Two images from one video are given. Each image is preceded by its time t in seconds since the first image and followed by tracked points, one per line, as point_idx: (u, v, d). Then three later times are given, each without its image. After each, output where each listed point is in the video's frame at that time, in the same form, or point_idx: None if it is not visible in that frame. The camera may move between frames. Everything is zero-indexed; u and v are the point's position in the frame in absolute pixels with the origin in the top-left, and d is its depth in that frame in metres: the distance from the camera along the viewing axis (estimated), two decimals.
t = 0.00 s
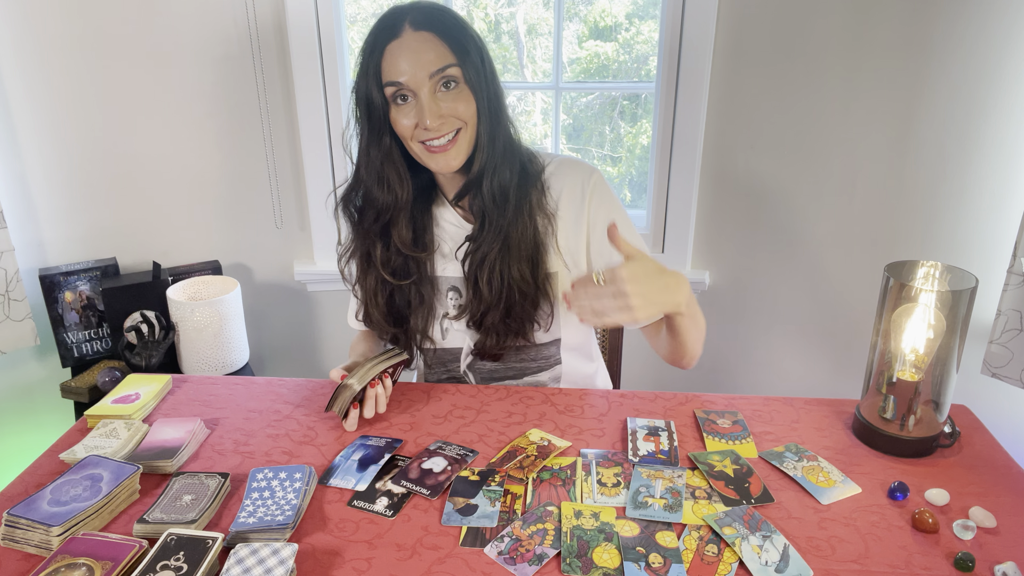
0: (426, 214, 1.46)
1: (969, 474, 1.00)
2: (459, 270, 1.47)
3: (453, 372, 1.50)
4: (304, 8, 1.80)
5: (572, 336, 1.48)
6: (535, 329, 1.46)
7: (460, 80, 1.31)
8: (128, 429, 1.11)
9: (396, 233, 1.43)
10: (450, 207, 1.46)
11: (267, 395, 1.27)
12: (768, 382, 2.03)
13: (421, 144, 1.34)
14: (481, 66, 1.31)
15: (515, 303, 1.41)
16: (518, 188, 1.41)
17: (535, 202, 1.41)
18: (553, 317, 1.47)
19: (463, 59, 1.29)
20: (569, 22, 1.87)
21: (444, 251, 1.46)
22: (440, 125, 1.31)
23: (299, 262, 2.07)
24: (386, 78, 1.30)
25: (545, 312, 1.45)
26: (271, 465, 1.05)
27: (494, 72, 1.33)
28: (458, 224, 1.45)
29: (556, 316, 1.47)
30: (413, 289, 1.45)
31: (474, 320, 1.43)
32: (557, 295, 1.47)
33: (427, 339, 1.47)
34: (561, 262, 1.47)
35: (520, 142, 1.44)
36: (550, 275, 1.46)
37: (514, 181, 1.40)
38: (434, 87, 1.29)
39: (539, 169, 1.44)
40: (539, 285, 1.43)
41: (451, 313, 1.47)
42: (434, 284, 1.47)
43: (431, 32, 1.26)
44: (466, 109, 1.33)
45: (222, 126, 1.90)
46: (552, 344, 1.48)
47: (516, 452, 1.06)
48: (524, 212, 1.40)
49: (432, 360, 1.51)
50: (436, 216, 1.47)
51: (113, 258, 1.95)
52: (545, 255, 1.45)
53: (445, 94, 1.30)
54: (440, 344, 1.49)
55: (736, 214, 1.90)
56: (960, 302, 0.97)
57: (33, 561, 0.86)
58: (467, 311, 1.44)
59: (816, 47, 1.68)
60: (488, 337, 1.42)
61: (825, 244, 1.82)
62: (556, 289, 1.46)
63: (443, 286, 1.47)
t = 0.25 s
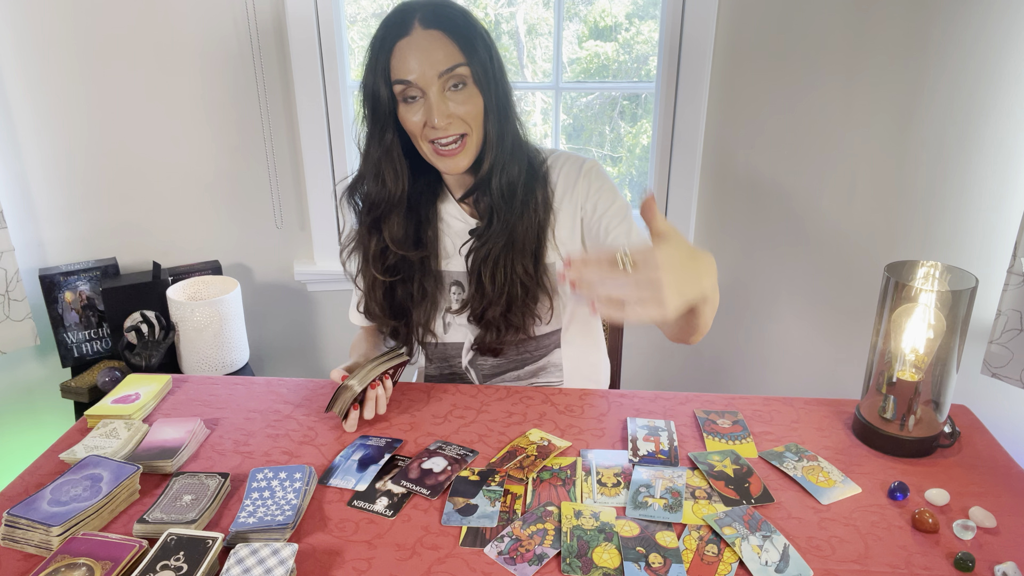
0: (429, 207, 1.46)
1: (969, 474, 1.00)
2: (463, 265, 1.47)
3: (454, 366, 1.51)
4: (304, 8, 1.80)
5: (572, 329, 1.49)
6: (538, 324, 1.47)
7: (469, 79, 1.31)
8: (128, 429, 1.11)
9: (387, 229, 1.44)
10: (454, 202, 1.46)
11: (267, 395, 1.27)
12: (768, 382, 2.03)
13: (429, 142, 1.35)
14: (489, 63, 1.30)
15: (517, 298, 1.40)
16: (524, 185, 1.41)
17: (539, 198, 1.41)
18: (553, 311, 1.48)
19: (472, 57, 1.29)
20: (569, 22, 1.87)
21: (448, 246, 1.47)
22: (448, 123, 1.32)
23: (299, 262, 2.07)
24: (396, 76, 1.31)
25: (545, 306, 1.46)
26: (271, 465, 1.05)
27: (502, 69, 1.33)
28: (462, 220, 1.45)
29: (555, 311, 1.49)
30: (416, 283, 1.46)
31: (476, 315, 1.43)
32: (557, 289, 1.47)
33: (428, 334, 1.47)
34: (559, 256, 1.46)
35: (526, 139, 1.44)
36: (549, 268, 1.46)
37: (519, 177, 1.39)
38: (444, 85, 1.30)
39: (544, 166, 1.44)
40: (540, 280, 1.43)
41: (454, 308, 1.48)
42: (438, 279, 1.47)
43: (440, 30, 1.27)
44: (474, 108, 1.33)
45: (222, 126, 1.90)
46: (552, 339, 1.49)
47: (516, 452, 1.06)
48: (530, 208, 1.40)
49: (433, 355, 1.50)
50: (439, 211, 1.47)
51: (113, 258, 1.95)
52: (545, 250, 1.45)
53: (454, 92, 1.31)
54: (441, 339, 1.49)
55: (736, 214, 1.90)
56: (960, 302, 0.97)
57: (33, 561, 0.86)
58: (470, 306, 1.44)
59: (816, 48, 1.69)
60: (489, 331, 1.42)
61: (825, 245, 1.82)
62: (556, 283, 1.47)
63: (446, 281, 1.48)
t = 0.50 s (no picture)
0: (428, 206, 1.47)
1: (969, 474, 1.00)
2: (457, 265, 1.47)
3: (448, 364, 1.52)
4: (304, 8, 1.80)
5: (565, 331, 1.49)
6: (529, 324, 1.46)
7: (464, 93, 1.28)
8: (128, 429, 1.11)
9: (399, 234, 1.44)
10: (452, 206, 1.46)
11: (267, 395, 1.27)
12: (768, 382, 2.03)
13: (425, 154, 1.34)
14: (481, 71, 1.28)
15: (509, 298, 1.40)
16: (519, 187, 1.39)
17: (534, 199, 1.40)
18: (546, 313, 1.46)
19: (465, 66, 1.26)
20: (569, 22, 1.87)
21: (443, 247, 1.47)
22: (444, 138, 1.29)
23: (299, 262, 2.07)
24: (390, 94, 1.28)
25: (538, 308, 1.45)
26: (271, 465, 1.05)
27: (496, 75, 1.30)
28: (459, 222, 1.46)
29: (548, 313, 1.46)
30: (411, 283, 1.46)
31: (468, 314, 1.43)
32: (551, 292, 1.45)
33: (424, 332, 1.49)
34: (555, 258, 1.43)
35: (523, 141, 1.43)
36: (544, 271, 1.43)
37: (515, 177, 1.38)
38: (438, 102, 1.26)
39: (539, 165, 1.43)
40: (535, 282, 1.41)
41: (448, 308, 1.48)
42: (433, 278, 1.47)
43: (432, 43, 1.24)
44: (470, 119, 1.31)
45: (222, 126, 1.90)
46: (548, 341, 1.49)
47: (516, 452, 1.06)
48: (524, 209, 1.39)
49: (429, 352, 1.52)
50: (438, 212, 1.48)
51: (113, 258, 1.95)
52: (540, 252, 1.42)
53: (447, 107, 1.28)
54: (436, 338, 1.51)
55: (736, 213, 1.90)
56: (960, 302, 0.97)
57: (33, 561, 0.86)
58: (462, 306, 1.45)
59: (816, 48, 1.69)
60: (481, 330, 1.42)
61: (825, 245, 1.82)
62: (551, 286, 1.44)
63: (441, 280, 1.48)
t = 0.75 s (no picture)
0: (430, 209, 1.48)
1: (969, 474, 1.00)
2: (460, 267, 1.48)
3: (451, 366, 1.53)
4: (304, 8, 1.80)
5: (569, 340, 1.49)
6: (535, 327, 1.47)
7: (450, 100, 1.26)
8: (128, 429, 1.11)
9: (378, 241, 1.44)
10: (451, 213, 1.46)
11: (268, 395, 1.27)
12: (768, 382, 2.03)
13: (416, 158, 1.34)
14: (470, 78, 1.26)
15: (514, 303, 1.39)
16: (521, 189, 1.37)
17: (537, 202, 1.38)
18: (552, 317, 1.47)
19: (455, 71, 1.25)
20: (569, 22, 1.87)
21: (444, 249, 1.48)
22: (431, 144, 1.29)
23: (299, 262, 2.07)
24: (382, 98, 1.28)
25: (544, 312, 1.46)
26: (271, 465, 1.05)
27: (490, 82, 1.28)
28: (462, 224, 1.46)
29: (555, 317, 1.48)
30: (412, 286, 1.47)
31: (473, 319, 1.44)
32: (557, 295, 1.46)
33: (427, 334, 1.50)
34: (561, 263, 1.44)
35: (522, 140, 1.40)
36: (550, 276, 1.45)
37: (515, 183, 1.36)
38: (424, 109, 1.26)
39: (542, 169, 1.41)
40: (540, 286, 1.42)
41: (452, 312, 1.49)
42: (436, 279, 1.48)
43: (417, 50, 1.22)
44: (457, 126, 1.30)
45: (221, 126, 1.90)
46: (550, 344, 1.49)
47: (517, 452, 1.06)
48: (527, 212, 1.37)
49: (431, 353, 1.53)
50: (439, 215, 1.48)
51: (113, 258, 1.95)
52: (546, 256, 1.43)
53: (434, 113, 1.27)
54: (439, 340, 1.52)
55: (736, 213, 1.90)
56: (961, 302, 0.97)
57: (33, 561, 0.86)
58: (466, 310, 1.45)
59: (816, 48, 1.69)
60: (487, 334, 1.43)
61: (825, 245, 1.82)
62: (556, 290, 1.46)
63: (445, 282, 1.49)
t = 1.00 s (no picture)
0: (435, 208, 1.48)
1: (969, 475, 1.00)
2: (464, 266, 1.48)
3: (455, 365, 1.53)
4: (304, 8, 1.80)
5: (573, 339, 1.48)
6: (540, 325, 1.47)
7: (458, 97, 1.27)
8: (128, 429, 1.11)
9: (388, 239, 1.44)
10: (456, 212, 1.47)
11: (267, 395, 1.27)
12: (768, 382, 2.03)
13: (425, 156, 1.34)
14: (478, 75, 1.27)
15: (520, 299, 1.41)
16: (526, 186, 1.38)
17: (542, 200, 1.39)
18: (556, 316, 1.47)
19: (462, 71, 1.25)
20: (569, 22, 1.87)
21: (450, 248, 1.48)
22: (440, 142, 1.29)
23: (299, 262, 2.07)
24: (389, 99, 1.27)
25: (548, 309, 1.46)
26: (271, 465, 1.05)
27: (495, 77, 1.29)
28: (467, 223, 1.46)
29: (558, 315, 1.48)
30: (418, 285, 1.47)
31: (478, 316, 1.44)
32: (561, 294, 1.46)
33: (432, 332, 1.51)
34: (565, 262, 1.44)
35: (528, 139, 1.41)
36: (554, 275, 1.44)
37: (521, 181, 1.37)
38: (432, 107, 1.26)
39: (546, 168, 1.42)
40: (545, 284, 1.42)
41: (456, 310, 1.49)
42: (440, 278, 1.49)
43: (426, 48, 1.22)
44: (465, 123, 1.30)
45: (222, 126, 1.90)
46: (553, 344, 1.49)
47: (517, 452, 1.06)
48: (532, 209, 1.37)
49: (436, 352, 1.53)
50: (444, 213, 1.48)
51: (113, 258, 1.95)
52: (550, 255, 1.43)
53: (443, 112, 1.27)
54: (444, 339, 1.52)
55: (736, 214, 1.90)
56: (960, 302, 0.97)
57: (33, 561, 0.86)
58: (471, 307, 1.45)
59: (816, 49, 1.69)
60: (493, 330, 1.44)
61: (825, 245, 1.83)
62: (561, 290, 1.46)
63: (450, 281, 1.49)
